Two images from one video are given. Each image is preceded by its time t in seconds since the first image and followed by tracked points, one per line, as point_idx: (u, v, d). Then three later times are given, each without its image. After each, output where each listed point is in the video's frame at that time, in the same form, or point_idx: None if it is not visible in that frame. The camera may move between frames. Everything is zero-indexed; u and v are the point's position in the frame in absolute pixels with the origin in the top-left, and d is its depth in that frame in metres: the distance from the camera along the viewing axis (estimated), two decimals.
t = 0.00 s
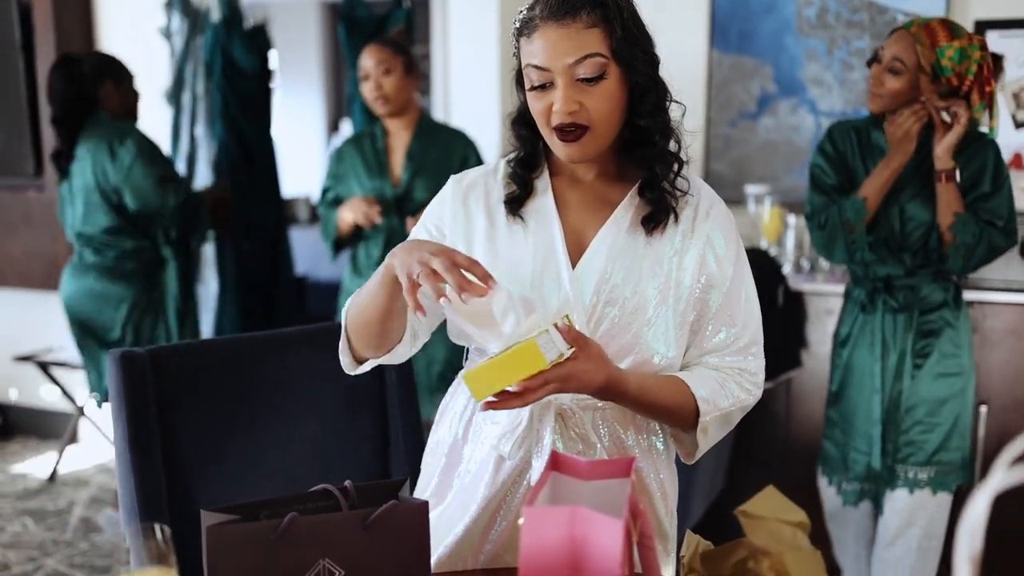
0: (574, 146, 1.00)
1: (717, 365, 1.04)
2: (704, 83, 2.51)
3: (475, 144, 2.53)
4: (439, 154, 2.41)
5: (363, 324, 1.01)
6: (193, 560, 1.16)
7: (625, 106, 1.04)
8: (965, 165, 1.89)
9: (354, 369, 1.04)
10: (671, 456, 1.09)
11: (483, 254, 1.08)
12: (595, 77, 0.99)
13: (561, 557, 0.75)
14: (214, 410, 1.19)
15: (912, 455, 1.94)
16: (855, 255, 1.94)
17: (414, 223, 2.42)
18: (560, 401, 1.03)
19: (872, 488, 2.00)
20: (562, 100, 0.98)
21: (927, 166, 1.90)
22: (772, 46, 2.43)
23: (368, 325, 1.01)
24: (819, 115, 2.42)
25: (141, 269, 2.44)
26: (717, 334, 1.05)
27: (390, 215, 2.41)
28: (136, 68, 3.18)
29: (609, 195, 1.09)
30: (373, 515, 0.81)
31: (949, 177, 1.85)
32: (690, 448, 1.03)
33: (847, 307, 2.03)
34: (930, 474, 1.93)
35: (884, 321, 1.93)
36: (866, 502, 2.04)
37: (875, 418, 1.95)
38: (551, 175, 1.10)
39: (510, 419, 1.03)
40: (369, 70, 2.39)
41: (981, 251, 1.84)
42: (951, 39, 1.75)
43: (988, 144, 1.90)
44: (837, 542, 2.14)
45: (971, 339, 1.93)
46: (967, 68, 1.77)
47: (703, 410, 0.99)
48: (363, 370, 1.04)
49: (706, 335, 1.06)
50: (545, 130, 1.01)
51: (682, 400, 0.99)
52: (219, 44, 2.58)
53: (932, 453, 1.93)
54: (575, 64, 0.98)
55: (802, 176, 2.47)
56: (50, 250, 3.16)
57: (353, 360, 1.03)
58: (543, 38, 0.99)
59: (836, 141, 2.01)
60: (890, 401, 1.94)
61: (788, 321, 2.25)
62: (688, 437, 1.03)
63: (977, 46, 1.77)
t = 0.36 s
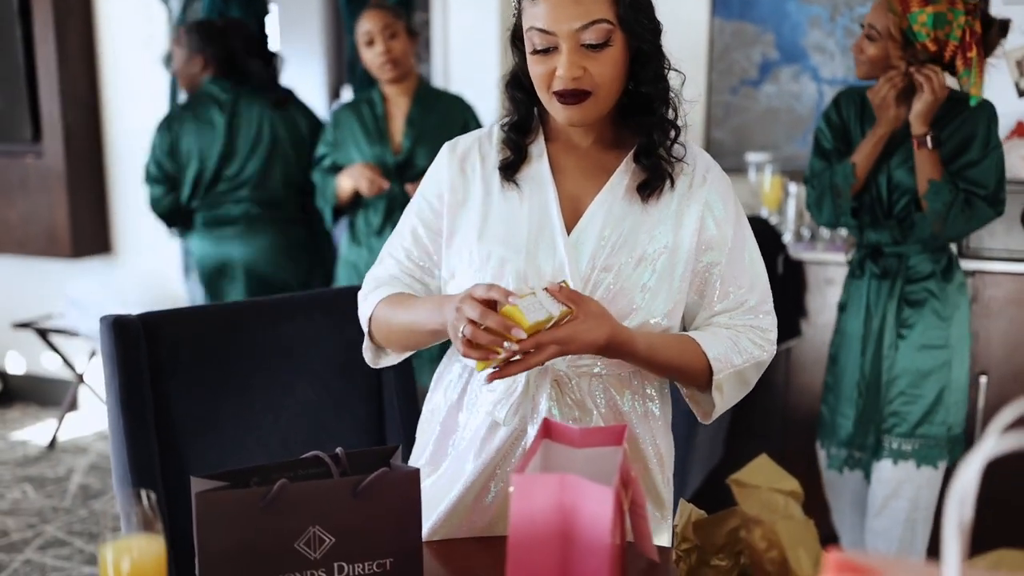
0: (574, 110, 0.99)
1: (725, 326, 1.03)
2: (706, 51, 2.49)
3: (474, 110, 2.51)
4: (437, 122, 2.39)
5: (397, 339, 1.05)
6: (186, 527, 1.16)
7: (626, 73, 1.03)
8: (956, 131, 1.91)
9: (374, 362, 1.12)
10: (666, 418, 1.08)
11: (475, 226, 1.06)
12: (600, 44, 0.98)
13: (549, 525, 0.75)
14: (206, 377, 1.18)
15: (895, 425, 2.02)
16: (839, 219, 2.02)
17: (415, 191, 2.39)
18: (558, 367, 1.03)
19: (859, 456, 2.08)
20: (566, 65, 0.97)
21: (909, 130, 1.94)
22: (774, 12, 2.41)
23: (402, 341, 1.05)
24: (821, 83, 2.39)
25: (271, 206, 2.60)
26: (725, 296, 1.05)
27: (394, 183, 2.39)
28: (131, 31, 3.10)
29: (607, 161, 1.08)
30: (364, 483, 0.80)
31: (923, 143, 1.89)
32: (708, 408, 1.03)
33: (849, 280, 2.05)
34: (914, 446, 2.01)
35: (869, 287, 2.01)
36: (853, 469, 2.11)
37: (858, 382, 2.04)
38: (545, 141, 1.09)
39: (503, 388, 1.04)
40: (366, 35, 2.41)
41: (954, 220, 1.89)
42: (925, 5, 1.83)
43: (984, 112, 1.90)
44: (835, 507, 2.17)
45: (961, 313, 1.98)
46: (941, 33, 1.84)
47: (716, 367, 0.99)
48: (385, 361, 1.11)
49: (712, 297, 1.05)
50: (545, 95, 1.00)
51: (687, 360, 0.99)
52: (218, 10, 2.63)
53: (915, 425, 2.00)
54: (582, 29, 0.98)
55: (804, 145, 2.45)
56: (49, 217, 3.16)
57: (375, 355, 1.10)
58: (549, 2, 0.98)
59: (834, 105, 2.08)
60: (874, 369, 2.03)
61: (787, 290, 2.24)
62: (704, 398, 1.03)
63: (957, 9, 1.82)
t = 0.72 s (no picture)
0: (568, 101, 0.99)
1: (739, 317, 1.03)
2: (712, 51, 2.49)
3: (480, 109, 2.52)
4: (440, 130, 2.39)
5: (384, 307, 1.02)
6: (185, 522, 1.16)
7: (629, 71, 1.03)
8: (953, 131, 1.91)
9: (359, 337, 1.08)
10: (683, 402, 1.08)
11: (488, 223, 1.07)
12: (596, 34, 0.98)
13: (541, 526, 0.75)
14: (207, 374, 1.19)
15: (895, 430, 2.01)
16: (838, 219, 2.05)
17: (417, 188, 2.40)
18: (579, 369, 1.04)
19: (861, 459, 2.08)
20: (560, 54, 0.97)
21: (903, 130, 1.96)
22: (781, 11, 2.40)
23: (391, 311, 1.02)
24: (829, 82, 2.38)
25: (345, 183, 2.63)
26: (736, 289, 1.04)
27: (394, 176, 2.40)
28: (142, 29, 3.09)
29: (616, 160, 1.08)
30: (359, 481, 0.80)
31: (914, 143, 1.90)
32: (718, 401, 1.03)
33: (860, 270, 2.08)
34: (913, 451, 2.00)
35: (871, 287, 2.03)
36: (858, 473, 2.11)
37: (860, 382, 2.04)
38: (554, 138, 1.08)
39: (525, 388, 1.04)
40: (372, 47, 2.39)
41: (943, 219, 1.89)
42: (916, 7, 1.85)
43: (980, 113, 1.88)
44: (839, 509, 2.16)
45: (963, 319, 1.97)
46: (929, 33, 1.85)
47: (724, 362, 0.99)
48: (373, 336, 1.08)
49: (722, 290, 1.05)
50: (542, 83, 1.01)
51: (696, 352, 0.99)
52: (224, 8, 2.64)
53: (915, 431, 2.00)
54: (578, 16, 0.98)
55: (812, 144, 2.44)
56: (59, 212, 3.17)
57: (358, 329, 1.07)
58: None
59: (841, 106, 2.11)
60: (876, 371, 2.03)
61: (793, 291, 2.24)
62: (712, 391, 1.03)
63: (951, 11, 1.82)
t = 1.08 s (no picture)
0: (592, 120, 1.00)
1: (779, 347, 1.02)
2: (741, 70, 2.48)
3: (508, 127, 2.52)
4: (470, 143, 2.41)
5: (403, 277, 0.96)
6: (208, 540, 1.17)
7: (643, 82, 1.00)
8: (978, 150, 1.89)
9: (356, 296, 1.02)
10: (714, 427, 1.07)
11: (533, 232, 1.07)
12: (603, 49, 0.98)
13: (563, 555, 0.74)
14: (231, 393, 1.19)
15: (925, 453, 1.99)
16: (863, 238, 2.05)
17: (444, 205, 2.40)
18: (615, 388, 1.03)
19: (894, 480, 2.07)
20: (574, 75, 0.98)
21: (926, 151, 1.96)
22: (810, 29, 2.39)
23: (410, 285, 0.96)
24: (858, 100, 2.37)
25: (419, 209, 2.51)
26: (777, 317, 1.03)
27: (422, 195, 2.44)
28: (175, 46, 3.13)
29: (655, 178, 1.08)
30: (379, 503, 0.80)
31: (936, 163, 1.91)
32: (758, 432, 1.02)
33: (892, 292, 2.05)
34: (943, 475, 1.98)
35: (902, 306, 2.02)
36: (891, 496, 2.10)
37: (891, 405, 2.04)
38: (602, 154, 1.08)
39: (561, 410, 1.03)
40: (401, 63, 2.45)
41: (967, 240, 1.88)
42: (938, 28, 1.90)
43: (1003, 131, 1.87)
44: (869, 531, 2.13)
45: (993, 342, 1.94)
46: (950, 55, 1.89)
47: (763, 391, 0.98)
48: (370, 299, 1.01)
49: (764, 318, 1.04)
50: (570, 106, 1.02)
51: (737, 381, 0.98)
52: (257, 26, 2.60)
53: (944, 455, 1.97)
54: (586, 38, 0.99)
55: (842, 162, 2.42)
56: (92, 229, 3.21)
57: (362, 293, 1.01)
58: (562, 18, 1.01)
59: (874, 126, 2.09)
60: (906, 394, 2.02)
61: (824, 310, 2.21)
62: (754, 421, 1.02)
63: (973, 33, 1.86)
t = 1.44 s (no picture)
0: (602, 132, 0.99)
1: (798, 349, 0.99)
2: (752, 86, 2.55)
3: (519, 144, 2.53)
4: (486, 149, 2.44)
5: (418, 281, 0.88)
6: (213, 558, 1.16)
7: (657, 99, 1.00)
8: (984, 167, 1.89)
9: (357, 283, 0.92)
10: (728, 431, 1.05)
11: (546, 249, 1.04)
12: (618, 63, 0.97)
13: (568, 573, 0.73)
14: (237, 409, 1.19)
15: (933, 469, 1.98)
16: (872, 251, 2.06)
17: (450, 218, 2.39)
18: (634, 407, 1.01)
19: (904, 495, 2.05)
20: (586, 86, 0.97)
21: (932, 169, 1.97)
22: (822, 46, 2.47)
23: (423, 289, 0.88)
24: (869, 115, 2.45)
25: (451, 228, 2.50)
26: (795, 321, 1.00)
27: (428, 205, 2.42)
28: (190, 61, 3.15)
29: (665, 194, 1.07)
30: (383, 522, 0.80)
31: (942, 179, 1.90)
32: (786, 439, 0.99)
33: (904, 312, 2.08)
34: (951, 491, 1.96)
35: (910, 322, 2.02)
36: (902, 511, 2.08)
37: (899, 420, 2.03)
38: (608, 170, 1.07)
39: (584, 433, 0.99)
40: (427, 75, 2.46)
41: (971, 257, 1.88)
42: (946, 45, 1.88)
43: (1009, 148, 1.86)
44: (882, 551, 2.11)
45: (1000, 357, 1.93)
46: (957, 72, 1.87)
47: (789, 395, 0.95)
48: (367, 292, 0.93)
49: (779, 325, 1.02)
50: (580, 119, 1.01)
51: (760, 389, 0.95)
52: (271, 41, 2.62)
53: (952, 470, 1.95)
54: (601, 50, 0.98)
55: (851, 177, 2.49)
56: (103, 244, 3.22)
57: (366, 286, 0.92)
58: (575, 30, 0.99)
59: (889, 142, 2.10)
60: (915, 410, 2.01)
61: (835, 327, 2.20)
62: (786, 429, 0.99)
63: (981, 53, 1.84)
